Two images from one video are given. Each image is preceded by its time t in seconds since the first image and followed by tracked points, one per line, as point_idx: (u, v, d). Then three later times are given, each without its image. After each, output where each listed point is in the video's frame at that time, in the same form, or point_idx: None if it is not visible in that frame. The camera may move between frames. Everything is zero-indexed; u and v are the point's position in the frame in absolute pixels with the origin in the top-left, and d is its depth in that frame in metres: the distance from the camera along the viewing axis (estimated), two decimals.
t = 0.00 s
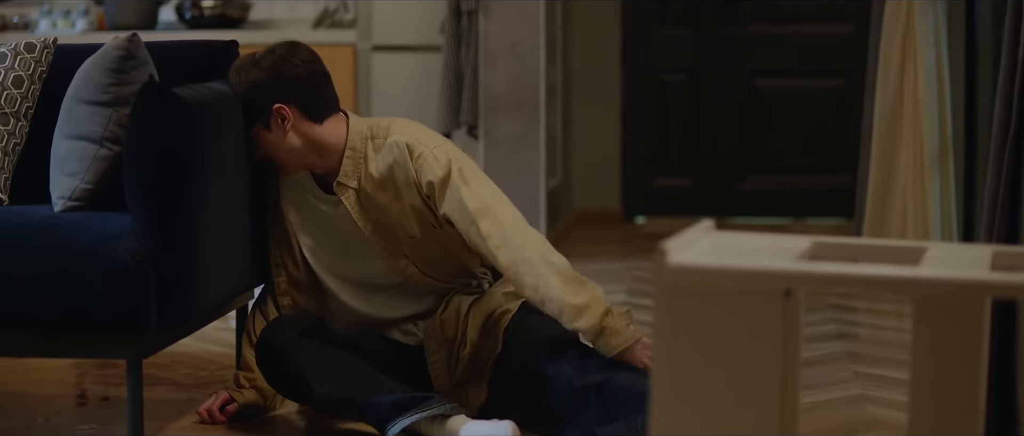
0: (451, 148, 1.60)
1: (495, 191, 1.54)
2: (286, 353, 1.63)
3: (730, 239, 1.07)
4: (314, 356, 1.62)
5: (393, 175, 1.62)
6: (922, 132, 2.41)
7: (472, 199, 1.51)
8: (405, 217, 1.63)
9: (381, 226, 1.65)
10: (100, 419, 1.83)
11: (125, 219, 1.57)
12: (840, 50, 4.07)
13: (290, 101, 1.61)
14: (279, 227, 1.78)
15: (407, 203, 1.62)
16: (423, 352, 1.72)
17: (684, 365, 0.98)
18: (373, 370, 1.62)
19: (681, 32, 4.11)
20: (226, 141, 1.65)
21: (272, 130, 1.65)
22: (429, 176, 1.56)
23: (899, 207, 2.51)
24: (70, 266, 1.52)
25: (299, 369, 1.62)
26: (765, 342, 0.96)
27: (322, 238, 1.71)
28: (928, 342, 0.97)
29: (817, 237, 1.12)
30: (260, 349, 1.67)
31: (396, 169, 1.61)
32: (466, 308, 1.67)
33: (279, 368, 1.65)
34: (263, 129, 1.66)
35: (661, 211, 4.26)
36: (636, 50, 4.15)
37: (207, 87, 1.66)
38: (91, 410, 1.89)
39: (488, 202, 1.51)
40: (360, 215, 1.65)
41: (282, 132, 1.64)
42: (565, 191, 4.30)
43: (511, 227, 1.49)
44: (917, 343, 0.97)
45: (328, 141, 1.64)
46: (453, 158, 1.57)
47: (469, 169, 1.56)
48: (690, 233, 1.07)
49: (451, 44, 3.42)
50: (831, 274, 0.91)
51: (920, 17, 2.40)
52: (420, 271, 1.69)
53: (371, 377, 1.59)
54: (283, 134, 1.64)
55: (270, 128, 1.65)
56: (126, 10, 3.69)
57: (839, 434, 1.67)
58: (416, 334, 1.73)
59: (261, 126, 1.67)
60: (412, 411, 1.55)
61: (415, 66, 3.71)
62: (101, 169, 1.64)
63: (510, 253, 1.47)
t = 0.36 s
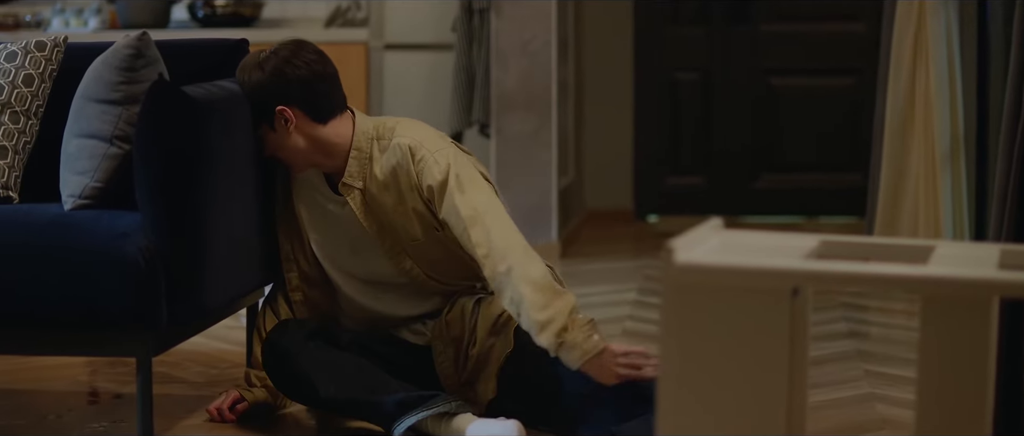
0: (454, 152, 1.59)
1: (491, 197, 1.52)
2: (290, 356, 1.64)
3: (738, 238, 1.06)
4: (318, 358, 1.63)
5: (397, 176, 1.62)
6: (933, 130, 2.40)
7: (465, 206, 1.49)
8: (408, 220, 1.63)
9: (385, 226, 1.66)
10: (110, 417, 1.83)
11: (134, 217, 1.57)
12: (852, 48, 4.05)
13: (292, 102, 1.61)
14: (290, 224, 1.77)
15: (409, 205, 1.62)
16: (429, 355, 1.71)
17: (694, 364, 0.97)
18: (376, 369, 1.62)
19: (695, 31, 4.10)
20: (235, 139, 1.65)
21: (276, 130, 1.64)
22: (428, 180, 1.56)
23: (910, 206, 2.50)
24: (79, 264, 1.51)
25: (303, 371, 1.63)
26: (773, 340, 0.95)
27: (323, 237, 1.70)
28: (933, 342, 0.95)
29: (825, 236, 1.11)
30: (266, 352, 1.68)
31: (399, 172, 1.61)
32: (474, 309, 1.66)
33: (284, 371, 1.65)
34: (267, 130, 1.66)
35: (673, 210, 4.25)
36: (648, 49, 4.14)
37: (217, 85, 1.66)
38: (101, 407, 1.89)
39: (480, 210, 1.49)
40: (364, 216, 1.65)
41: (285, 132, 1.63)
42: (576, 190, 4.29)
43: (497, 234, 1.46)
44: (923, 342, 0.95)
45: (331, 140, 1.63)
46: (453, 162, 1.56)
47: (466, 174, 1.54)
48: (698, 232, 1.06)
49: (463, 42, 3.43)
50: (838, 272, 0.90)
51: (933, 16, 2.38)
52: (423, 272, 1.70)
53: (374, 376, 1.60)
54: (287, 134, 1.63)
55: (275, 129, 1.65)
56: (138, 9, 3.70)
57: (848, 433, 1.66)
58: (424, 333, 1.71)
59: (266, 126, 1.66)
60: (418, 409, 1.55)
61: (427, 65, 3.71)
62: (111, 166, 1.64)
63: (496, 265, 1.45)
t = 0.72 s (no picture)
0: (458, 162, 1.58)
1: (489, 220, 1.51)
2: (298, 349, 1.64)
3: (743, 237, 1.06)
4: (326, 353, 1.63)
5: (401, 182, 1.62)
6: (943, 129, 2.38)
7: (459, 228, 1.49)
8: (413, 224, 1.64)
9: (390, 230, 1.66)
10: (118, 415, 1.84)
11: (143, 216, 1.58)
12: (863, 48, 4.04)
13: (298, 102, 1.62)
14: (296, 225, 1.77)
15: (415, 210, 1.62)
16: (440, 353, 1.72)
17: (699, 365, 0.96)
18: (384, 367, 1.62)
19: (707, 30, 4.09)
20: (244, 137, 1.65)
21: (282, 130, 1.66)
22: (430, 191, 1.56)
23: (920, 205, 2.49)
24: (87, 263, 1.52)
25: (311, 365, 1.63)
26: (777, 341, 0.94)
27: (329, 241, 1.70)
28: (938, 341, 0.95)
29: (831, 235, 1.11)
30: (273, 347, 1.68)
31: (403, 179, 1.61)
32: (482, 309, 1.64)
33: (292, 366, 1.65)
34: (274, 130, 1.67)
35: (685, 208, 4.24)
36: (658, 48, 4.13)
37: (226, 84, 1.66)
38: (110, 406, 1.90)
39: (473, 234, 1.48)
40: (369, 218, 1.65)
41: (291, 134, 1.65)
42: (587, 188, 4.28)
43: (482, 263, 1.46)
44: (928, 341, 0.95)
45: (336, 141, 1.64)
46: (454, 178, 1.54)
47: (466, 190, 1.53)
48: (702, 231, 1.05)
49: (472, 41, 3.43)
50: (842, 272, 0.90)
51: (942, 15, 2.37)
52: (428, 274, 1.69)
53: (382, 373, 1.60)
54: (292, 135, 1.65)
55: (282, 130, 1.66)
56: (149, 8, 3.71)
57: (856, 432, 1.65)
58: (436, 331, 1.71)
59: (273, 126, 1.68)
60: (424, 407, 1.54)
61: (437, 64, 3.71)
62: (119, 166, 1.64)
63: (473, 296, 1.44)
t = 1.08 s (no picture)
0: (467, 166, 1.59)
1: (497, 233, 1.53)
2: (301, 347, 1.65)
3: (750, 236, 1.05)
4: (329, 351, 1.63)
5: (410, 183, 1.61)
6: (953, 128, 2.37)
7: (470, 239, 1.51)
8: (423, 227, 1.64)
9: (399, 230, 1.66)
10: (127, 414, 1.84)
11: (151, 215, 1.58)
12: (874, 47, 4.02)
13: (306, 103, 1.61)
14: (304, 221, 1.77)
15: (423, 212, 1.62)
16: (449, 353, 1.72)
17: (702, 367, 0.96)
18: (389, 367, 1.62)
19: (719, 29, 4.07)
20: (252, 136, 1.65)
21: (289, 130, 1.65)
22: (441, 197, 1.56)
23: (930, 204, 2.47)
24: (95, 262, 1.52)
25: (315, 364, 1.63)
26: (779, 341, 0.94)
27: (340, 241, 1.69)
28: (945, 340, 0.93)
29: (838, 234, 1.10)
30: (280, 346, 1.69)
31: (412, 182, 1.61)
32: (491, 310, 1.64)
33: (297, 364, 1.66)
34: (281, 130, 1.67)
35: (695, 208, 4.23)
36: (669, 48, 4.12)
37: (232, 83, 1.65)
38: (119, 405, 1.90)
39: (484, 247, 1.51)
40: (379, 220, 1.65)
41: (299, 135, 1.64)
42: (598, 188, 4.28)
43: (491, 277, 1.50)
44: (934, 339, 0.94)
45: (344, 143, 1.63)
46: (466, 185, 1.56)
47: (479, 198, 1.55)
48: (709, 230, 1.04)
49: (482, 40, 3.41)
50: (848, 271, 0.89)
51: (952, 15, 2.36)
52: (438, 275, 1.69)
53: (386, 372, 1.60)
54: (301, 137, 1.64)
55: (289, 129, 1.65)
56: (160, 7, 3.72)
57: (864, 432, 1.64)
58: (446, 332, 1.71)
59: (281, 127, 1.67)
60: (429, 405, 1.54)
61: (449, 64, 3.71)
62: (128, 165, 1.65)
63: (477, 314, 1.48)
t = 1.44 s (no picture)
0: (482, 158, 1.60)
1: (512, 221, 1.54)
2: (315, 344, 1.64)
3: (757, 235, 1.04)
4: (343, 350, 1.62)
5: (425, 177, 1.62)
6: (965, 128, 2.36)
7: (487, 227, 1.52)
8: (437, 221, 1.64)
9: (411, 229, 1.65)
10: (138, 412, 1.85)
11: (160, 214, 1.58)
12: (886, 47, 4.00)
13: (323, 101, 1.60)
14: (313, 226, 1.78)
15: (439, 205, 1.62)
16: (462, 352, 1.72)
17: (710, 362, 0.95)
18: (400, 366, 1.61)
19: (731, 27, 4.06)
20: (263, 134, 1.65)
21: (303, 128, 1.63)
22: (458, 186, 1.57)
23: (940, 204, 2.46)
24: (103, 262, 1.52)
25: (325, 363, 1.62)
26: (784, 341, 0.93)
27: (348, 240, 1.70)
28: (948, 341, 0.93)
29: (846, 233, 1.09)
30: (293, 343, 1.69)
31: (427, 174, 1.61)
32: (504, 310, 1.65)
33: (308, 362, 1.65)
34: (294, 128, 1.65)
35: (708, 207, 4.21)
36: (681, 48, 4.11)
37: (242, 82, 1.65)
38: (129, 404, 1.91)
39: (501, 235, 1.51)
40: (393, 216, 1.64)
41: (313, 132, 1.62)
42: (610, 188, 4.27)
43: (508, 264, 1.50)
44: (938, 341, 0.93)
45: (358, 141, 1.63)
46: (480, 175, 1.56)
47: (495, 188, 1.56)
48: (716, 229, 1.04)
49: (496, 41, 3.39)
50: (855, 270, 0.88)
51: (963, 15, 2.34)
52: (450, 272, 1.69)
53: (397, 371, 1.59)
54: (315, 134, 1.62)
55: (302, 127, 1.64)
56: (173, 7, 3.73)
57: (873, 431, 1.63)
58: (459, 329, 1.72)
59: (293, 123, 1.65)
60: (439, 404, 1.54)
61: (460, 63, 3.70)
62: (137, 164, 1.65)
63: (495, 300, 1.48)
